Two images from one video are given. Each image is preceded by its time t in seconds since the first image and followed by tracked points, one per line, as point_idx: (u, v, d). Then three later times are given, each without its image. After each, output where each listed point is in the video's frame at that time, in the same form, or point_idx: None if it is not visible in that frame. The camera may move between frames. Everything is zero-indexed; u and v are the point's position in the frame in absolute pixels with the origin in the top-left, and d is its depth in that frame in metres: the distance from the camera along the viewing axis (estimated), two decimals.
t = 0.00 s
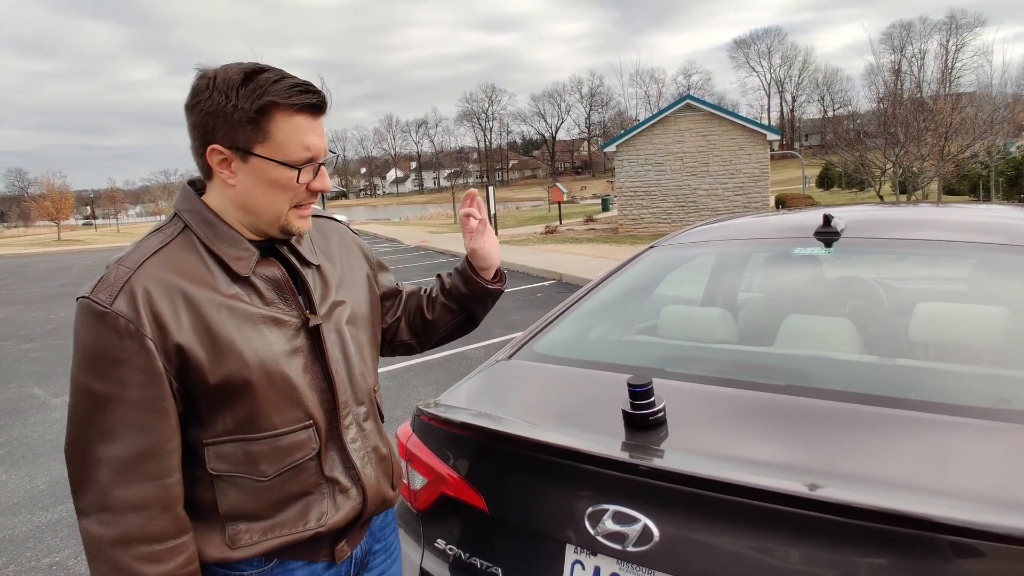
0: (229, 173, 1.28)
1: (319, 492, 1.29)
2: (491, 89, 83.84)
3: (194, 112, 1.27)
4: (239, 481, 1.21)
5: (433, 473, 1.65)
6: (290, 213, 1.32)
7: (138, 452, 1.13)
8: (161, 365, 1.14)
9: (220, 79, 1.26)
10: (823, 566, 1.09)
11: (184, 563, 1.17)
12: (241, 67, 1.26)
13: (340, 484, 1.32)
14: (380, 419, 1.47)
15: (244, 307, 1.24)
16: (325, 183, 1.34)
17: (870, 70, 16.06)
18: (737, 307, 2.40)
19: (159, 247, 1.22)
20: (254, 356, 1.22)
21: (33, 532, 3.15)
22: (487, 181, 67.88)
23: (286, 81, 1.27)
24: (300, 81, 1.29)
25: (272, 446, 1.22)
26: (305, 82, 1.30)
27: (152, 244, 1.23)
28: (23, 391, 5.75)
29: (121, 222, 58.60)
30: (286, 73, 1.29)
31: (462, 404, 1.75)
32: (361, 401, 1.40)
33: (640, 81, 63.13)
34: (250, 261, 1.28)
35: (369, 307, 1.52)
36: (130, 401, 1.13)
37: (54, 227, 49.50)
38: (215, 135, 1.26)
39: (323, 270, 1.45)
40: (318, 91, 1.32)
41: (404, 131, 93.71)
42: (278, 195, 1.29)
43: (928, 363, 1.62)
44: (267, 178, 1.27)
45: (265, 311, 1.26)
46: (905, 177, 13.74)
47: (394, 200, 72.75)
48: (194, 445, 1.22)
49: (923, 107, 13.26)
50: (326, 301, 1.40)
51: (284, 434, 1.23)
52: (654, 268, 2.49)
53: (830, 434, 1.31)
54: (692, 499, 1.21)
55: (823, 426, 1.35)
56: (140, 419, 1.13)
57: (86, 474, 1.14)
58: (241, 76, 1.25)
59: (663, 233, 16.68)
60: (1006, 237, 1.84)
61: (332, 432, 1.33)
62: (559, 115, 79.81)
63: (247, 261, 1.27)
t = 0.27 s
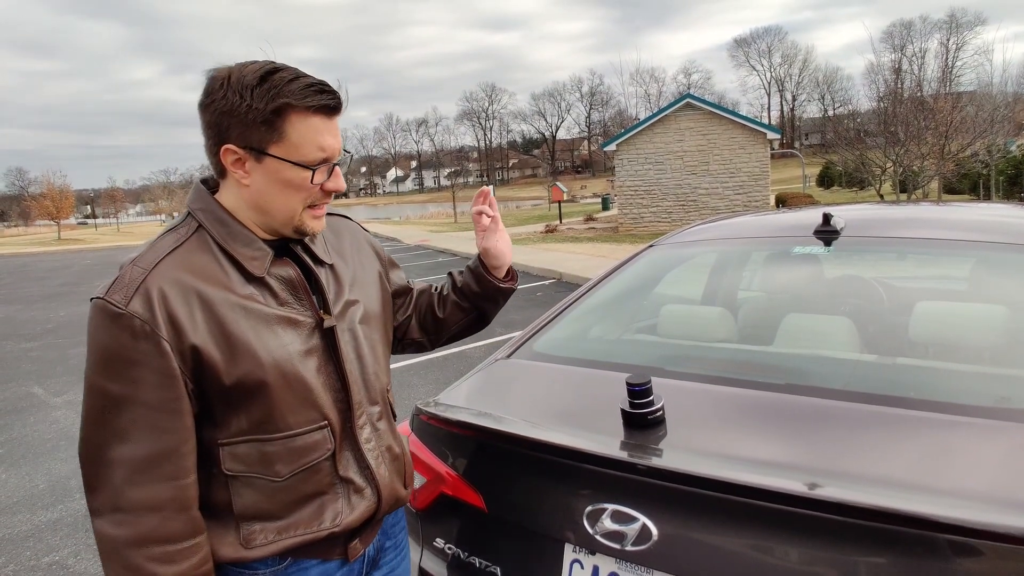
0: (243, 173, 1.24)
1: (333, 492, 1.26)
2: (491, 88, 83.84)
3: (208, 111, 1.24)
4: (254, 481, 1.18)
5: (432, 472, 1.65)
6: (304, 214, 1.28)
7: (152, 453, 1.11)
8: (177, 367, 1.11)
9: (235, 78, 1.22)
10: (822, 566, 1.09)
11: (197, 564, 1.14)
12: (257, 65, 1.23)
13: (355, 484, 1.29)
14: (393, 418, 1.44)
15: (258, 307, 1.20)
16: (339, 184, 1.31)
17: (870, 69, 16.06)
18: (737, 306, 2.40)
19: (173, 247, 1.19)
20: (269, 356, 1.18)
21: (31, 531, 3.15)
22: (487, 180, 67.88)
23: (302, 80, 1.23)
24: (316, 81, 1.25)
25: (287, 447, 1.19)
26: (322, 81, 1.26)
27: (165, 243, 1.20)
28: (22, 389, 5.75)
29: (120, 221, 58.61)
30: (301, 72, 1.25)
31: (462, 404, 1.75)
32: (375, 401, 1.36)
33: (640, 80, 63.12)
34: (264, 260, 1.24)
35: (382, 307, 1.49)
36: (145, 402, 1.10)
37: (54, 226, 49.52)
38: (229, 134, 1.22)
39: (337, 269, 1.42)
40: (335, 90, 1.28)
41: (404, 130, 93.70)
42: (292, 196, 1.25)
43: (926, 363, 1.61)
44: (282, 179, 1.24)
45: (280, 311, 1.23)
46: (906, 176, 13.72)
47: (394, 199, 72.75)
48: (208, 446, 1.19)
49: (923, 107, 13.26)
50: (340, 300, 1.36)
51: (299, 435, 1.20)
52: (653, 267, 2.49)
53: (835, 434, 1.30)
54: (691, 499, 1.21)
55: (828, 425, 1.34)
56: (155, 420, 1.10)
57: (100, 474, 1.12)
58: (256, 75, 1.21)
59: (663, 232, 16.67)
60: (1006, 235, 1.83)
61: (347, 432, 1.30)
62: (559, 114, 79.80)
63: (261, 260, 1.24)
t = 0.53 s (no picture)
0: (256, 172, 1.25)
1: (345, 492, 1.26)
2: (491, 87, 83.78)
3: (221, 109, 1.24)
4: (266, 481, 1.18)
5: (432, 471, 1.65)
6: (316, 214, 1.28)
7: (167, 453, 1.11)
8: (191, 366, 1.11)
9: (249, 77, 1.22)
10: (821, 564, 1.09)
11: (210, 565, 1.14)
12: (271, 64, 1.23)
13: (366, 484, 1.29)
14: (403, 418, 1.44)
15: (271, 306, 1.20)
16: (351, 184, 1.31)
17: (870, 68, 16.06)
18: (736, 304, 2.40)
19: (186, 246, 1.19)
20: (282, 356, 1.18)
21: (31, 531, 3.15)
22: (487, 179, 67.84)
23: (315, 81, 1.23)
24: (330, 81, 1.25)
25: (300, 446, 1.19)
26: (335, 81, 1.25)
27: (179, 243, 1.20)
28: (22, 389, 5.75)
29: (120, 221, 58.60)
30: (315, 72, 1.25)
31: (461, 403, 1.75)
32: (386, 401, 1.36)
33: (641, 79, 63.08)
34: (277, 260, 1.24)
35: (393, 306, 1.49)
36: (159, 402, 1.10)
37: (53, 226, 49.50)
38: (242, 134, 1.23)
39: (348, 269, 1.42)
40: (349, 90, 1.28)
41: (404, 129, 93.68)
42: (304, 195, 1.25)
43: (924, 361, 1.62)
44: (295, 179, 1.24)
45: (293, 312, 1.23)
46: (906, 175, 13.71)
47: (394, 198, 72.71)
48: (220, 445, 1.19)
49: (923, 105, 13.26)
50: (352, 299, 1.36)
51: (310, 435, 1.20)
52: (652, 265, 2.49)
53: (837, 433, 1.31)
54: (692, 498, 1.21)
55: (828, 423, 1.35)
56: (169, 420, 1.11)
57: (114, 474, 1.12)
58: (270, 75, 1.21)
59: (663, 231, 16.66)
60: (1004, 233, 1.84)
61: (358, 432, 1.30)
62: (559, 113, 79.73)
63: (274, 260, 1.24)
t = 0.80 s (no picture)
0: (264, 173, 1.25)
1: (350, 492, 1.26)
2: (491, 87, 83.76)
3: (230, 110, 1.24)
4: (273, 482, 1.19)
5: (431, 471, 1.65)
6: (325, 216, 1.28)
7: (175, 454, 1.11)
8: (200, 367, 1.11)
9: (259, 78, 1.23)
10: (819, 563, 1.09)
11: (218, 565, 1.15)
12: (281, 66, 1.23)
13: (371, 485, 1.29)
14: (409, 419, 1.44)
15: (278, 308, 1.20)
16: (359, 186, 1.31)
17: (870, 67, 16.06)
18: (734, 304, 2.40)
19: (195, 247, 1.19)
20: (289, 357, 1.18)
21: (31, 531, 3.16)
22: (487, 179, 67.82)
23: (325, 82, 1.23)
24: (340, 83, 1.25)
25: (306, 447, 1.19)
26: (345, 83, 1.26)
27: (187, 243, 1.21)
28: (22, 389, 5.75)
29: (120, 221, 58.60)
30: (325, 73, 1.25)
31: (461, 403, 1.75)
32: (392, 402, 1.37)
33: (641, 78, 63.06)
34: (284, 261, 1.24)
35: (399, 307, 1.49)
36: (168, 402, 1.11)
37: (52, 226, 49.49)
38: (251, 135, 1.23)
39: (355, 269, 1.42)
40: (357, 93, 1.28)
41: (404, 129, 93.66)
42: (312, 197, 1.26)
43: (922, 360, 1.62)
44: (303, 181, 1.24)
45: (300, 313, 1.23)
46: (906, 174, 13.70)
47: (394, 198, 72.67)
48: (227, 446, 1.20)
49: (923, 104, 13.27)
50: (358, 301, 1.37)
51: (317, 436, 1.20)
52: (651, 265, 2.50)
53: (839, 432, 1.31)
54: (692, 497, 1.21)
55: (828, 422, 1.35)
56: (177, 420, 1.11)
57: (122, 474, 1.13)
58: (280, 76, 1.21)
59: (663, 230, 16.66)
60: (1003, 233, 1.84)
61: (364, 433, 1.30)
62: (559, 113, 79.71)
63: (281, 261, 1.24)
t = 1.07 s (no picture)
0: (265, 174, 1.25)
1: (350, 494, 1.26)
2: (490, 87, 83.78)
3: (231, 111, 1.24)
4: (273, 483, 1.19)
5: (429, 471, 1.65)
6: (327, 216, 1.28)
7: (175, 455, 1.11)
8: (199, 368, 1.11)
9: (260, 79, 1.22)
10: (817, 562, 1.09)
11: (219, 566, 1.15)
12: (282, 67, 1.23)
13: (371, 487, 1.29)
14: (409, 420, 1.44)
15: (278, 309, 1.20)
16: (360, 188, 1.31)
17: (870, 66, 16.06)
18: (733, 303, 2.40)
19: (195, 247, 1.19)
20: (289, 358, 1.18)
21: (31, 531, 3.16)
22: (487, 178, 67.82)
23: (326, 84, 1.23)
24: (341, 84, 1.25)
25: (306, 449, 1.19)
26: (347, 85, 1.25)
27: (187, 244, 1.21)
28: (21, 389, 5.76)
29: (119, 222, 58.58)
30: (326, 75, 1.25)
31: (459, 403, 1.75)
32: (393, 403, 1.36)
33: (641, 78, 63.08)
34: (285, 262, 1.24)
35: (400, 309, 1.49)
36: (168, 403, 1.11)
37: (52, 226, 49.48)
38: (252, 136, 1.23)
39: (356, 271, 1.42)
40: (359, 95, 1.28)
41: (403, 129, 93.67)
42: (313, 199, 1.26)
43: (921, 360, 1.62)
44: (304, 183, 1.24)
45: (300, 314, 1.23)
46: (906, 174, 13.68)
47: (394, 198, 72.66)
48: (227, 447, 1.20)
49: (923, 104, 13.27)
50: (359, 302, 1.37)
51: (317, 438, 1.20)
52: (650, 264, 2.50)
53: (838, 431, 1.31)
54: (690, 497, 1.21)
55: (827, 421, 1.35)
56: (178, 421, 1.11)
57: (122, 475, 1.13)
58: (281, 77, 1.21)
59: (663, 230, 16.66)
60: (1001, 233, 1.84)
61: (364, 435, 1.30)
62: (558, 113, 79.71)
63: (282, 262, 1.24)
